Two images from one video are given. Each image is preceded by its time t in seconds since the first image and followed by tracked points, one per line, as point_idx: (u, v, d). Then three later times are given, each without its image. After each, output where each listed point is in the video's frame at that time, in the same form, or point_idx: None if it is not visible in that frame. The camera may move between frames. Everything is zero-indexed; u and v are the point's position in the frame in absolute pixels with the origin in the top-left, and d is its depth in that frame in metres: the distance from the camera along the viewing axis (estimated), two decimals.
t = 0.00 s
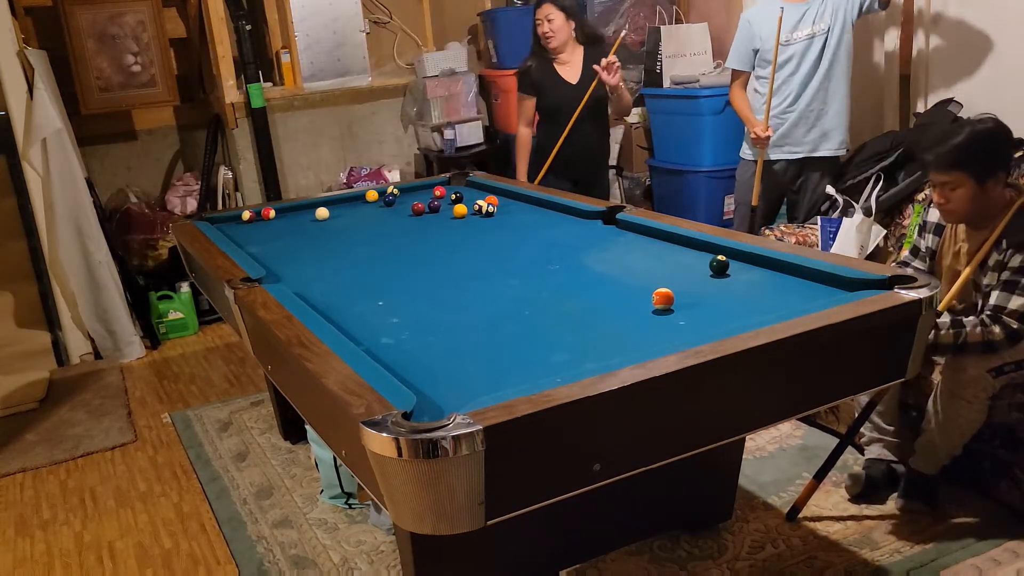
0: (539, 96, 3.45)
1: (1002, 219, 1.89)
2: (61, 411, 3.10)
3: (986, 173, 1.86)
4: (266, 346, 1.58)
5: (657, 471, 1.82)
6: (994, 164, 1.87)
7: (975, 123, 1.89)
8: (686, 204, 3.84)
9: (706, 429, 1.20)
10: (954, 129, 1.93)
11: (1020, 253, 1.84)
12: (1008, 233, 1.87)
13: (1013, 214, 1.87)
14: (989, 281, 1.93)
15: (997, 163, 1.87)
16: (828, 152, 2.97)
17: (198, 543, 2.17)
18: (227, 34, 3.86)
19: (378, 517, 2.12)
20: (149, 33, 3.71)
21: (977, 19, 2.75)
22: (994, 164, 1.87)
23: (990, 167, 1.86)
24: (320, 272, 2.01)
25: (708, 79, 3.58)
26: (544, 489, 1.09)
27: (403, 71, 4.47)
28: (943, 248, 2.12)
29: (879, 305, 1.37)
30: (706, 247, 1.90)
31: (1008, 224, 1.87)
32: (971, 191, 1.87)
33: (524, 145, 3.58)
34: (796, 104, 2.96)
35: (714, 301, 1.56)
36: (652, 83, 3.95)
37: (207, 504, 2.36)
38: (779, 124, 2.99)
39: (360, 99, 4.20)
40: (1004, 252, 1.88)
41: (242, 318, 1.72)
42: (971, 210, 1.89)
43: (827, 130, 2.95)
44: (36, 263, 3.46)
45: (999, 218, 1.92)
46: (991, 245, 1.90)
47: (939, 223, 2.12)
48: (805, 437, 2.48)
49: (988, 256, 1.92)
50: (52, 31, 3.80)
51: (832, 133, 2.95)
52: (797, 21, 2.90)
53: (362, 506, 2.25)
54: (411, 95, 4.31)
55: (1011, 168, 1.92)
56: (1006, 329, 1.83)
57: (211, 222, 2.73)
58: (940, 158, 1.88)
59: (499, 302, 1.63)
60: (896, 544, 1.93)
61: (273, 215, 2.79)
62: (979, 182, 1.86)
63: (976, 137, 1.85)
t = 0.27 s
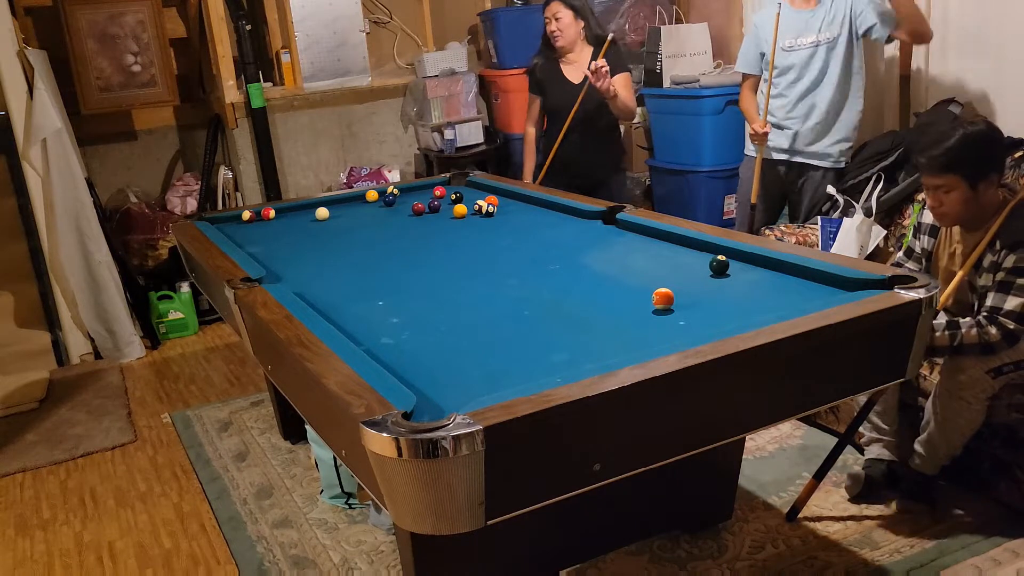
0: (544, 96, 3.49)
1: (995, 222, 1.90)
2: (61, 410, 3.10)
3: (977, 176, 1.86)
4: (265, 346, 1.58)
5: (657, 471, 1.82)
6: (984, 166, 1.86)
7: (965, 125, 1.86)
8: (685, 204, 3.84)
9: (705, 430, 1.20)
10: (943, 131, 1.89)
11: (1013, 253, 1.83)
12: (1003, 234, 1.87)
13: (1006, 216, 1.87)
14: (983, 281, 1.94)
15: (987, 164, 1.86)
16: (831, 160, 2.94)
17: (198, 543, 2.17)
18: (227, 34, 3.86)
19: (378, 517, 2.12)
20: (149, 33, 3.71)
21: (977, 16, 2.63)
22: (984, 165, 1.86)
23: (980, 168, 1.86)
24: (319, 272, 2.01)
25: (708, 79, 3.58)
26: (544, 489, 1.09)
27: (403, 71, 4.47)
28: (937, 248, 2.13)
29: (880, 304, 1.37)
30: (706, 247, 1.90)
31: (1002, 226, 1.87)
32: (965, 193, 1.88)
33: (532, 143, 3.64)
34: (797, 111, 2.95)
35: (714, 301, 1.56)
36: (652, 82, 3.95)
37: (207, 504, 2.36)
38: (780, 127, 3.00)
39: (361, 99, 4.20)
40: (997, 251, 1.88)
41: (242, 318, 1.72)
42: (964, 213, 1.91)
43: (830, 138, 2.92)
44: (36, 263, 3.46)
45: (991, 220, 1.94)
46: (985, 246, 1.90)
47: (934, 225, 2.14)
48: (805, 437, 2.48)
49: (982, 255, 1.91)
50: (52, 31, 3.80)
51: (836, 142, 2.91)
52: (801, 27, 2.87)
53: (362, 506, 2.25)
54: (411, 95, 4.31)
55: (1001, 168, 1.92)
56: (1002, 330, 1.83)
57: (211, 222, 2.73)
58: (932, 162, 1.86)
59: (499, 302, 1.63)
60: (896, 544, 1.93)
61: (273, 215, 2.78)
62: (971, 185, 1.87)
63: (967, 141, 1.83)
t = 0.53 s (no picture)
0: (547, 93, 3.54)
1: (992, 222, 1.91)
2: (61, 410, 3.10)
3: (973, 176, 1.87)
4: (265, 346, 1.58)
5: (657, 471, 1.82)
6: (981, 169, 1.87)
7: (960, 128, 1.88)
8: (685, 204, 3.84)
9: (705, 430, 1.20)
10: (940, 135, 1.92)
11: (1010, 252, 1.84)
12: (1001, 233, 1.88)
13: (1004, 216, 1.88)
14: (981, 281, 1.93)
15: (983, 165, 1.86)
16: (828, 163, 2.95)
17: (198, 543, 2.17)
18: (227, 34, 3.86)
19: (378, 517, 2.12)
20: (149, 33, 3.71)
21: (977, 19, 2.62)
22: (981, 166, 1.87)
23: (977, 170, 1.86)
24: (319, 272, 2.01)
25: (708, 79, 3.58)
26: (544, 489, 1.09)
27: (403, 71, 4.47)
28: (937, 249, 2.12)
29: (880, 304, 1.37)
30: (706, 247, 1.90)
31: (999, 226, 1.88)
32: (962, 196, 1.87)
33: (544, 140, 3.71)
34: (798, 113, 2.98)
35: (714, 301, 1.56)
36: (652, 82, 3.95)
37: (207, 504, 2.36)
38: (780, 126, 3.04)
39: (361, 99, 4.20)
40: (995, 251, 1.88)
41: (242, 318, 1.72)
42: (960, 215, 1.91)
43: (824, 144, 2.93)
44: (37, 263, 3.46)
45: (988, 220, 1.94)
46: (984, 245, 1.91)
47: (932, 227, 2.13)
48: (805, 437, 2.48)
49: (981, 255, 1.91)
50: (52, 31, 3.80)
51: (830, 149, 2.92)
52: (807, 32, 2.88)
53: (362, 506, 2.25)
54: (411, 95, 4.30)
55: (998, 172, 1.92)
56: (1001, 329, 1.83)
57: (212, 222, 2.73)
58: (927, 166, 1.87)
59: (499, 302, 1.63)
60: (896, 544, 1.93)
61: (273, 215, 2.79)
62: (968, 187, 1.87)
63: (961, 143, 1.84)
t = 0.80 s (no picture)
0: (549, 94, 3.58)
1: (990, 222, 1.92)
2: (61, 410, 3.10)
3: (970, 177, 1.87)
4: (265, 346, 1.58)
5: (657, 471, 1.82)
6: (977, 170, 1.86)
7: (956, 130, 1.87)
8: (685, 204, 3.84)
9: (705, 429, 1.20)
10: (936, 137, 1.91)
11: (1008, 251, 1.84)
12: (998, 233, 1.89)
13: (1001, 217, 1.89)
14: (979, 280, 1.94)
15: (978, 165, 1.86)
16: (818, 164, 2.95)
17: (198, 543, 2.17)
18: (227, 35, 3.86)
19: (378, 517, 2.12)
20: (149, 33, 3.71)
21: (977, 19, 2.61)
22: (976, 166, 1.86)
23: (974, 170, 1.86)
24: (319, 272, 2.01)
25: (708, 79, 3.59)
26: (544, 489, 1.09)
27: (403, 71, 4.47)
28: (936, 249, 2.12)
29: (880, 304, 1.37)
30: (706, 247, 1.90)
31: (996, 225, 1.90)
32: (960, 197, 1.87)
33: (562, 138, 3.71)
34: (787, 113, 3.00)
35: (714, 301, 1.56)
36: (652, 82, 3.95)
37: (207, 504, 2.36)
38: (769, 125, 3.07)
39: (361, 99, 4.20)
40: (993, 250, 1.89)
41: (242, 318, 1.72)
42: (958, 217, 1.92)
43: (817, 142, 2.93)
44: (37, 263, 3.46)
45: (986, 221, 1.94)
46: (982, 245, 1.92)
47: (931, 228, 2.13)
48: (805, 437, 2.48)
49: (978, 254, 1.92)
50: (52, 31, 3.80)
51: (822, 147, 2.92)
52: (800, 33, 2.90)
53: (362, 506, 2.25)
54: (411, 95, 4.30)
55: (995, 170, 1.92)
56: (998, 327, 1.83)
57: (212, 222, 2.73)
58: (924, 169, 1.87)
59: (499, 302, 1.63)
60: (896, 544, 1.93)
61: (272, 215, 2.79)
62: (965, 189, 1.87)
63: (958, 145, 1.84)
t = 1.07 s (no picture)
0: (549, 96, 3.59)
1: (988, 222, 1.92)
2: (61, 410, 3.09)
3: (968, 177, 1.87)
4: (265, 346, 1.58)
5: (657, 471, 1.82)
6: (975, 170, 1.86)
7: (952, 131, 1.88)
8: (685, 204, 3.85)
9: (705, 429, 1.20)
10: (932, 138, 1.92)
11: (1006, 250, 1.84)
12: (997, 232, 1.88)
13: (1000, 216, 1.89)
14: (978, 280, 1.94)
15: (976, 166, 1.86)
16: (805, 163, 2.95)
17: (198, 543, 2.17)
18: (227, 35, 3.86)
19: (378, 517, 2.12)
20: (149, 33, 3.71)
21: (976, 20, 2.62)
22: (974, 167, 1.86)
23: (972, 170, 1.86)
24: (319, 272, 2.00)
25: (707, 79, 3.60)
26: (544, 489, 1.09)
27: (403, 71, 4.47)
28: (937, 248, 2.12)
29: (881, 304, 1.37)
30: (706, 247, 1.90)
31: (995, 224, 1.89)
32: (957, 198, 1.88)
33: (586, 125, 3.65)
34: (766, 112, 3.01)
35: (714, 301, 1.56)
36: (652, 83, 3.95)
37: (207, 505, 2.36)
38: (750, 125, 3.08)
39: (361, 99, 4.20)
40: (990, 249, 1.90)
41: (242, 318, 1.72)
42: (956, 217, 1.92)
43: (794, 141, 2.94)
44: (37, 263, 3.46)
45: (984, 221, 1.94)
46: (981, 244, 1.91)
47: (931, 228, 2.13)
48: (805, 437, 2.48)
49: (977, 253, 1.92)
50: (52, 31, 3.80)
51: (798, 147, 2.94)
52: (775, 34, 2.91)
53: (362, 506, 2.25)
54: (411, 95, 4.30)
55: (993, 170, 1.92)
56: (997, 327, 1.83)
57: (211, 222, 2.73)
58: (922, 170, 1.87)
59: (499, 302, 1.63)
60: (896, 544, 1.93)
61: (272, 215, 2.79)
62: (963, 189, 1.88)
63: (955, 146, 1.84)
